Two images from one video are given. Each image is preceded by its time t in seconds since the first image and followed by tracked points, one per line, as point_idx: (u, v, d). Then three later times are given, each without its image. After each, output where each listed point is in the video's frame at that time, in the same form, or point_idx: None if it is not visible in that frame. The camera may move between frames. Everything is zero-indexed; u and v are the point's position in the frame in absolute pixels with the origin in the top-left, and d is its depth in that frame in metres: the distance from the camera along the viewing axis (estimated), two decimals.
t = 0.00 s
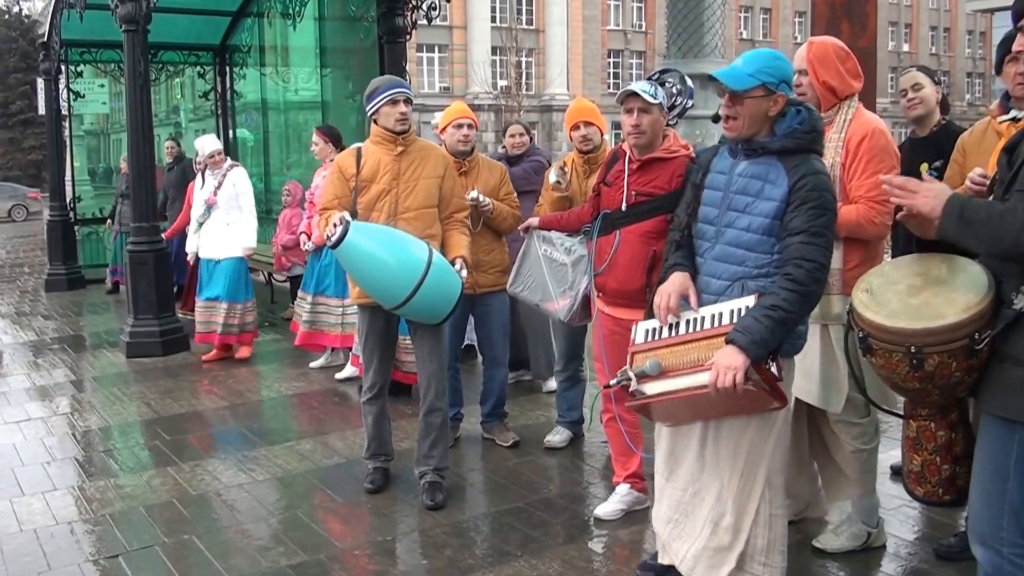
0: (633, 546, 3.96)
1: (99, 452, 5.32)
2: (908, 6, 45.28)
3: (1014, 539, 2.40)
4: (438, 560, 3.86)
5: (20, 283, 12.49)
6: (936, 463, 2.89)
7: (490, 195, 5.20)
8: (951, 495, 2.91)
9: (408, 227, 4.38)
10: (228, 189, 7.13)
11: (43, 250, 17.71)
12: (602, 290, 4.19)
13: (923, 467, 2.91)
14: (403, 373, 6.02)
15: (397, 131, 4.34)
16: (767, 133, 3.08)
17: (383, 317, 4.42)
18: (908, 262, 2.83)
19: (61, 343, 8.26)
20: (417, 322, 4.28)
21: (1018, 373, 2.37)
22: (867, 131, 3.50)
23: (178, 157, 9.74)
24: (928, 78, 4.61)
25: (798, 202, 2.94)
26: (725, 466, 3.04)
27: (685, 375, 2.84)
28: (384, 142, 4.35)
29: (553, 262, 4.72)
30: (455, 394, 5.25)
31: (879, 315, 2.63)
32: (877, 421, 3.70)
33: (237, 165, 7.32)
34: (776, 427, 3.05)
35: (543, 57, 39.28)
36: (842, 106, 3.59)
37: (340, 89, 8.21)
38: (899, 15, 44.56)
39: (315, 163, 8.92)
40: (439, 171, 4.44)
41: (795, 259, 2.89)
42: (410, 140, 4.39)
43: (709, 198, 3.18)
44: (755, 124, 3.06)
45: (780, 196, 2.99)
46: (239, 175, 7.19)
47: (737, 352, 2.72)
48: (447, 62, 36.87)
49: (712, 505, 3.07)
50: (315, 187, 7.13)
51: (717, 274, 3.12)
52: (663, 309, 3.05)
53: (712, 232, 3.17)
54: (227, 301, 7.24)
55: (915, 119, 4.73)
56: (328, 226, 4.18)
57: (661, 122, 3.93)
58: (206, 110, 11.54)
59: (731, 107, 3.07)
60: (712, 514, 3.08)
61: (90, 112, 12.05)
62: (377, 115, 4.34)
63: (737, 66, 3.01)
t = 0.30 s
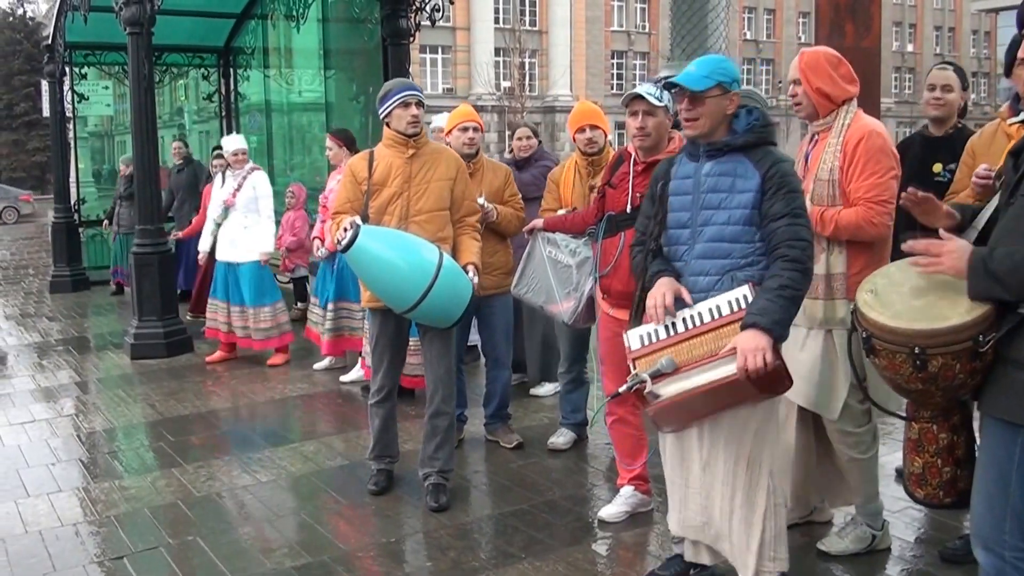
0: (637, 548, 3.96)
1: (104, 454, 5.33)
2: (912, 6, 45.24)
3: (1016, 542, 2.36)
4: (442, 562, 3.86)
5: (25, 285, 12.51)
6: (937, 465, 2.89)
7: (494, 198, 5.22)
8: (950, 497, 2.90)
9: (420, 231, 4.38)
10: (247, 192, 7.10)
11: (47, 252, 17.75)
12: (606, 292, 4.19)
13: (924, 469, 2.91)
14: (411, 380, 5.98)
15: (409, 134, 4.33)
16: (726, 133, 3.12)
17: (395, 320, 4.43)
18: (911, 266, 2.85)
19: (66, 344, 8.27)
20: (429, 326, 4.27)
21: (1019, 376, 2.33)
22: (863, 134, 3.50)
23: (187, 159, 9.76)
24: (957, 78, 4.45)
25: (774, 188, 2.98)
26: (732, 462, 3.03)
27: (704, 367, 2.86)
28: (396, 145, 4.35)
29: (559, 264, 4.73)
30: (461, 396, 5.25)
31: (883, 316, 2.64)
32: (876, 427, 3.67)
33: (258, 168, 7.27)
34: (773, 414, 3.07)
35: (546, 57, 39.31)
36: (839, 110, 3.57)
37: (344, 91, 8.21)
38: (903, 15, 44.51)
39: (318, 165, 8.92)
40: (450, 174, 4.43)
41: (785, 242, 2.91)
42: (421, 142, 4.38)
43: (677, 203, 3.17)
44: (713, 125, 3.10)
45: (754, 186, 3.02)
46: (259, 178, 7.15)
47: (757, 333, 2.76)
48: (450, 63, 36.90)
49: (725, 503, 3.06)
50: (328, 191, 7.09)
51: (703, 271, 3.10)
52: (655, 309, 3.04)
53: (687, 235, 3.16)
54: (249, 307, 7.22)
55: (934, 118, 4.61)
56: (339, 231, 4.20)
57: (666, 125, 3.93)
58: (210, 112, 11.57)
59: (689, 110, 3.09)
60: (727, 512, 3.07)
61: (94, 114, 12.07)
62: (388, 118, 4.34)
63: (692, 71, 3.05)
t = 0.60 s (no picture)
0: (640, 551, 3.95)
1: (107, 456, 5.33)
2: (914, 7, 45.24)
3: (1012, 546, 2.38)
4: (446, 564, 3.86)
5: (29, 287, 12.53)
6: (950, 474, 2.89)
7: (498, 200, 5.23)
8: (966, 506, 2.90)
9: (427, 234, 4.37)
10: (270, 191, 7.14)
11: (51, 255, 17.77)
12: (608, 295, 4.21)
13: (937, 479, 2.92)
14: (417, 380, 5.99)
15: (415, 137, 4.34)
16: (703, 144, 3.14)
17: (400, 324, 4.41)
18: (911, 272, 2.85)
19: (69, 346, 8.28)
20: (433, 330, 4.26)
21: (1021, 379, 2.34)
22: (876, 138, 3.51)
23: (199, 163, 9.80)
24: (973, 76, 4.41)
25: (757, 185, 3.01)
26: (739, 466, 3.02)
27: (719, 360, 2.79)
28: (403, 148, 4.36)
29: (562, 266, 4.69)
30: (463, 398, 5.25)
31: (886, 323, 2.63)
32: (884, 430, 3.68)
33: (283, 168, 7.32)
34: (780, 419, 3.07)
35: (549, 60, 39.35)
36: (851, 112, 3.60)
37: (348, 93, 8.28)
38: (906, 16, 44.49)
39: (321, 167, 8.93)
40: (458, 177, 4.43)
41: (775, 233, 2.93)
42: (429, 145, 4.39)
43: (663, 216, 3.18)
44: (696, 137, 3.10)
45: (738, 186, 3.05)
46: (283, 178, 7.21)
47: (769, 319, 2.75)
48: (453, 65, 36.94)
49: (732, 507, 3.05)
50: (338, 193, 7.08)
51: (701, 274, 3.10)
52: (661, 318, 3.00)
53: (677, 244, 3.17)
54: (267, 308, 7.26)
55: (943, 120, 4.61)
56: (343, 233, 4.22)
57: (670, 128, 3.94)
58: (213, 114, 11.60)
59: (677, 125, 3.06)
60: (734, 517, 3.06)
61: (97, 117, 12.11)
62: (395, 120, 4.36)
63: (664, 93, 3.01)
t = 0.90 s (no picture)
0: (643, 554, 3.94)
1: (110, 458, 5.33)
2: (916, 10, 45.29)
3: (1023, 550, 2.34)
4: (448, 567, 3.85)
5: (32, 290, 12.56)
6: (940, 469, 3.00)
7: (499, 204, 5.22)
8: (953, 501, 3.01)
9: (427, 236, 4.37)
10: (276, 197, 7.14)
11: (54, 258, 17.81)
12: (612, 296, 4.19)
13: (927, 473, 3.03)
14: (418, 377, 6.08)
15: (414, 140, 4.34)
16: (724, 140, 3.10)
17: (400, 325, 4.41)
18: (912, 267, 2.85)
19: (72, 349, 8.28)
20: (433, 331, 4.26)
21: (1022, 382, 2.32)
22: (886, 141, 3.50)
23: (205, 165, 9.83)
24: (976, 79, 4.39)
25: (774, 186, 3.00)
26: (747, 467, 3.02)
27: (718, 369, 2.85)
28: (402, 151, 4.36)
29: (563, 268, 4.71)
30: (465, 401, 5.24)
31: (887, 321, 2.63)
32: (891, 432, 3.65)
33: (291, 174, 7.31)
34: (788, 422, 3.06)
35: (551, 62, 39.40)
36: (861, 114, 3.59)
37: (350, 95, 8.32)
38: (908, 19, 44.50)
39: (323, 170, 8.93)
40: (458, 179, 4.42)
41: (788, 237, 2.93)
42: (428, 148, 4.39)
43: (678, 210, 3.17)
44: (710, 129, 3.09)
45: (755, 186, 3.03)
46: (289, 185, 7.18)
47: (771, 331, 2.75)
48: (455, 68, 36.98)
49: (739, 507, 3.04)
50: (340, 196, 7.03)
51: (711, 273, 3.09)
52: (666, 319, 2.99)
53: (690, 240, 3.15)
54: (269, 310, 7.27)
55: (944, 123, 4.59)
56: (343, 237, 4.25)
57: (670, 131, 3.96)
58: (215, 117, 11.61)
59: (709, 105, 3.03)
60: (741, 518, 3.05)
61: (100, 120, 12.08)
62: (396, 124, 4.36)
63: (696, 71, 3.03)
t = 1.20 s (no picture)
0: (646, 557, 3.94)
1: (112, 461, 5.32)
2: (917, 13, 45.31)
3: None
4: (450, 570, 3.85)
5: (33, 292, 12.57)
6: (950, 475, 2.88)
7: (498, 207, 5.21)
8: (966, 508, 2.88)
9: (421, 239, 4.37)
10: (275, 198, 7.16)
11: (55, 260, 17.84)
12: (615, 300, 4.17)
13: (937, 480, 2.90)
14: (414, 375, 6.10)
15: (409, 144, 4.35)
16: (772, 145, 3.01)
17: (398, 328, 4.40)
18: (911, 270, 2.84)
19: (74, 351, 8.29)
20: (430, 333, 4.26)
21: None
22: (890, 144, 3.51)
23: (204, 169, 9.80)
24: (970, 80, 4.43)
25: (812, 206, 2.92)
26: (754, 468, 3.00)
27: (716, 385, 2.86)
28: (397, 154, 4.37)
29: (565, 271, 4.71)
30: (466, 404, 5.23)
31: (885, 323, 2.63)
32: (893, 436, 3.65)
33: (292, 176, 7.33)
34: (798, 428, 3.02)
35: (552, 65, 39.44)
36: (862, 118, 3.61)
37: (352, 99, 8.38)
38: (909, 21, 44.54)
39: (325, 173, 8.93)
40: (452, 182, 4.41)
41: (812, 264, 2.87)
42: (423, 151, 4.39)
43: (714, 210, 3.12)
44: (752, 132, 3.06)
45: (793, 204, 2.95)
46: (289, 186, 7.19)
47: (770, 360, 2.73)
48: (456, 70, 37.01)
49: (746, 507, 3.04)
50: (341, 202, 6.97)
51: (732, 284, 3.06)
52: (680, 326, 3.01)
53: (721, 243, 3.12)
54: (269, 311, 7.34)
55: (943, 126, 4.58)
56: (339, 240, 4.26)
57: (672, 134, 3.96)
58: (217, 120, 11.62)
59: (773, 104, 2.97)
60: (749, 519, 3.04)
61: (102, 122, 12.25)
62: (390, 128, 4.36)
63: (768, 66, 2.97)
